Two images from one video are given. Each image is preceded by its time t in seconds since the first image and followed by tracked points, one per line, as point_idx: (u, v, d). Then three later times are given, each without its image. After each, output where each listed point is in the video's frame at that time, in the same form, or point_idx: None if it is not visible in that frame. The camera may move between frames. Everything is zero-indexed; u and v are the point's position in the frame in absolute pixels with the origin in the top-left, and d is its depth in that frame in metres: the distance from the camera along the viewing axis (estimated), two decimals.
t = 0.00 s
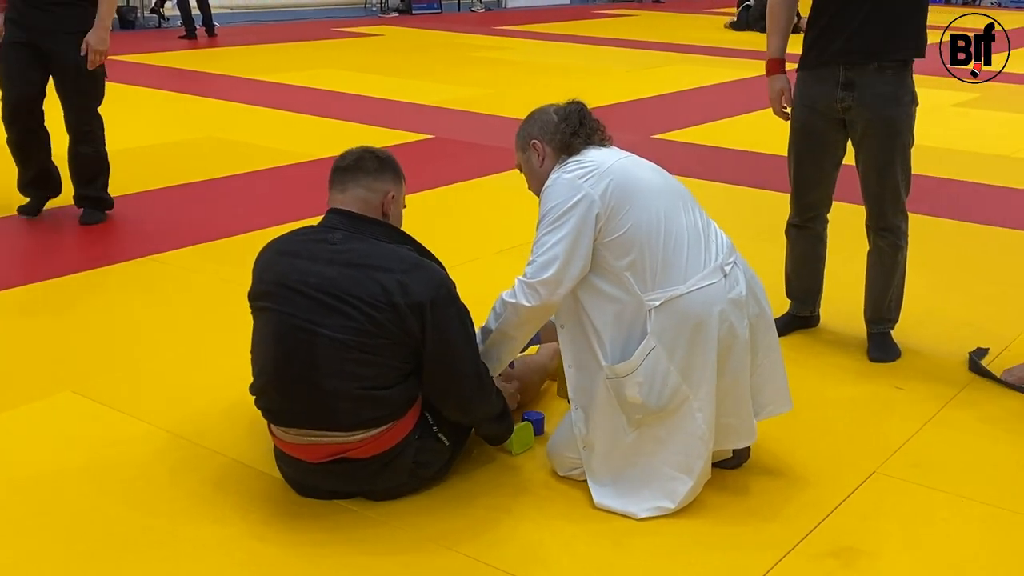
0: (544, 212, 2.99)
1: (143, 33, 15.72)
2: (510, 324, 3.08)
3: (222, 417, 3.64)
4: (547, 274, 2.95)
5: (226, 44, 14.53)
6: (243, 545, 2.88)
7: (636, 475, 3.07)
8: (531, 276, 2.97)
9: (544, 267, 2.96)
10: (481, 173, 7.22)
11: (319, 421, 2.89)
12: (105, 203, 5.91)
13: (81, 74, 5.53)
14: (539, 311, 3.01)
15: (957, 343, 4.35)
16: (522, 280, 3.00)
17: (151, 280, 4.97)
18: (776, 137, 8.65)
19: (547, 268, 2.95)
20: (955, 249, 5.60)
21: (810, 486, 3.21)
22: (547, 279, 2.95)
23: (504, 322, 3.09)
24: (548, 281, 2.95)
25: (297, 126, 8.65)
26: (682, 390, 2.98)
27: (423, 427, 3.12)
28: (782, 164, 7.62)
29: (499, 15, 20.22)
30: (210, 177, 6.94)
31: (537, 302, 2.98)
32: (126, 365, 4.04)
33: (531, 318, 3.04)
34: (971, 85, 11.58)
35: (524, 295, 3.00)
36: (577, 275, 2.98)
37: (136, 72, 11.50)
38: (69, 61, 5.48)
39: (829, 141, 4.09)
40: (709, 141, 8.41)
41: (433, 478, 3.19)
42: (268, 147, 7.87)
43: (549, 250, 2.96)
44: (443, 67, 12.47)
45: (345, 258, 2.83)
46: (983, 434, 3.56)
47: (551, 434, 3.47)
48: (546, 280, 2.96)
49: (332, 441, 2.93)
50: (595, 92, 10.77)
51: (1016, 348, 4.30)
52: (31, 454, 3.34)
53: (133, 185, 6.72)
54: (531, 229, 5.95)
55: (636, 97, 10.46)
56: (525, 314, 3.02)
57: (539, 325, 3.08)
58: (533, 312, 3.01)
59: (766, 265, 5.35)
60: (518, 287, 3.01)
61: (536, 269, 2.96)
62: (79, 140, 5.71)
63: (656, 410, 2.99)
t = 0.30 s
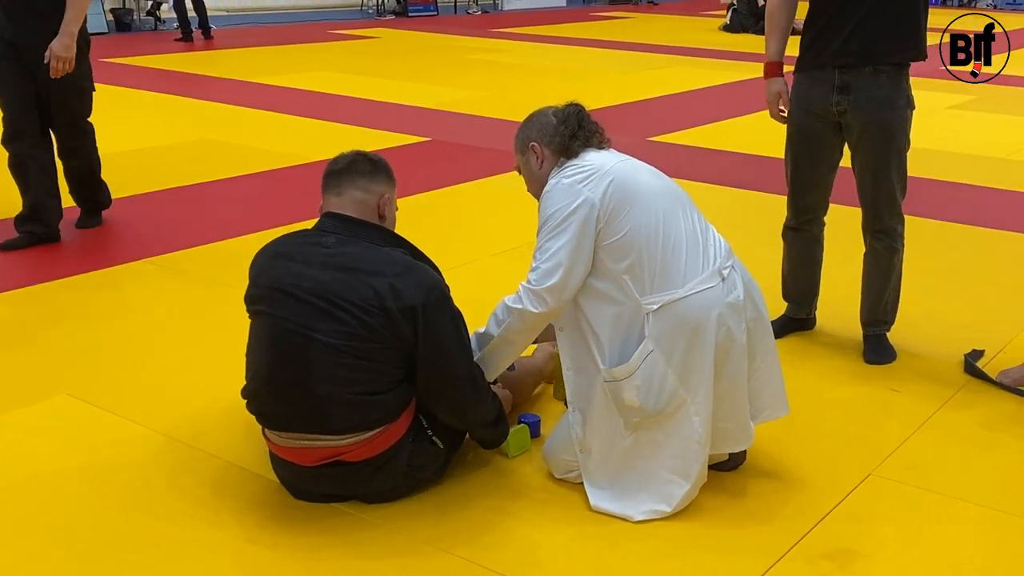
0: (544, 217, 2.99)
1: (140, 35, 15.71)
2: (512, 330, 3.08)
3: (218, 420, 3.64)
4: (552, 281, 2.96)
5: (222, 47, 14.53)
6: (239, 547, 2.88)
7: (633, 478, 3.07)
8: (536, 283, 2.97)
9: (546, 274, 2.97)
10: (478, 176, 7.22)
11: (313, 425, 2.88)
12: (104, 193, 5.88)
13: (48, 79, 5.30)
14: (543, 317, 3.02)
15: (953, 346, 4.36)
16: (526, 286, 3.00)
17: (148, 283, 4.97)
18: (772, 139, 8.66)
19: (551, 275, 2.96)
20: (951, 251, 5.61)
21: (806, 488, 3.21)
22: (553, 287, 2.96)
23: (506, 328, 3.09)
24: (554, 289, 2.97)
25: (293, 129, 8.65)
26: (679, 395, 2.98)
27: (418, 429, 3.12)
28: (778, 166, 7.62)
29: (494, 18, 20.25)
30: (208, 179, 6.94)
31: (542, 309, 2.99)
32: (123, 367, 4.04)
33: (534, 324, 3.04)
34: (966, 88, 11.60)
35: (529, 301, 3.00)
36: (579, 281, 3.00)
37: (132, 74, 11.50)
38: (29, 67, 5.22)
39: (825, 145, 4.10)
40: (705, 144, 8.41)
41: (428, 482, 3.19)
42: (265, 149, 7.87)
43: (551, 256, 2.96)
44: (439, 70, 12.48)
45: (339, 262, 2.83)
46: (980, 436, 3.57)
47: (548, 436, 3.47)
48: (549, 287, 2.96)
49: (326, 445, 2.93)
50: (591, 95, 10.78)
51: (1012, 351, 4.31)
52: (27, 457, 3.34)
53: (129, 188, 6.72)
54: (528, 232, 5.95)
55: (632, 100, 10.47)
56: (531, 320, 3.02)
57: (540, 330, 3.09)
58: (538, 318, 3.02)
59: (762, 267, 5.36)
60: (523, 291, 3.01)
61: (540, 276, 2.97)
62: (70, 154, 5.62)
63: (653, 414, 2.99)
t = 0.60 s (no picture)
0: (542, 219, 3.00)
1: (138, 37, 15.70)
2: (511, 329, 3.08)
3: (215, 422, 3.64)
4: (551, 281, 2.96)
5: (220, 48, 14.52)
6: (234, 549, 2.88)
7: (631, 480, 3.07)
8: (534, 283, 2.97)
9: (544, 274, 2.97)
10: (475, 178, 7.22)
11: (308, 426, 2.89)
12: (85, 226, 5.23)
13: (33, 83, 4.87)
14: (540, 318, 3.02)
15: (950, 348, 4.36)
16: (524, 285, 3.00)
17: (145, 285, 4.97)
18: (769, 141, 8.66)
19: (550, 275, 2.96)
20: (948, 253, 5.61)
21: (802, 489, 3.21)
22: (552, 286, 2.97)
23: (504, 328, 3.08)
24: (552, 289, 2.97)
25: (290, 131, 8.65)
26: (677, 396, 2.98)
27: (409, 431, 3.11)
28: (775, 169, 7.63)
29: (491, 20, 20.26)
30: (206, 181, 6.95)
31: (541, 309, 2.99)
32: (120, 370, 4.03)
33: (531, 325, 3.05)
34: (963, 91, 11.62)
35: (529, 301, 3.00)
36: (578, 282, 3.00)
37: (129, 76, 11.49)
38: (18, 69, 4.85)
39: (822, 146, 4.10)
40: (702, 146, 8.41)
41: (423, 483, 3.19)
42: (262, 152, 7.87)
43: (550, 256, 2.97)
44: (437, 72, 12.48)
45: (330, 262, 2.84)
46: (976, 438, 3.57)
47: (545, 439, 3.47)
48: (547, 288, 2.97)
49: (321, 448, 2.93)
50: (588, 97, 10.78)
51: (1008, 353, 4.31)
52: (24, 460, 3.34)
53: (126, 191, 6.71)
54: (525, 234, 5.95)
55: (630, 102, 10.47)
56: (530, 319, 3.02)
57: (536, 332, 3.09)
58: (535, 318, 3.02)
59: (759, 269, 5.36)
60: (521, 292, 3.01)
61: (539, 276, 2.97)
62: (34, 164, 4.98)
63: (650, 415, 3.00)
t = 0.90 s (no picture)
0: (538, 221, 2.99)
1: (135, 38, 15.69)
2: (506, 332, 3.08)
3: (213, 422, 3.64)
4: (545, 284, 2.96)
5: (218, 50, 14.52)
6: (233, 550, 2.88)
7: (628, 481, 3.08)
8: (530, 286, 2.97)
9: (540, 277, 2.97)
10: (473, 179, 7.22)
11: (308, 426, 2.89)
12: (40, 265, 4.86)
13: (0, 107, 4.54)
14: (537, 320, 3.02)
15: (948, 348, 4.36)
16: (519, 289, 3.01)
17: (143, 286, 4.97)
18: (767, 143, 8.67)
19: (545, 278, 2.96)
20: (945, 255, 5.62)
21: (800, 490, 3.21)
22: (547, 289, 2.97)
23: (500, 330, 3.09)
24: (548, 291, 2.97)
25: (289, 132, 8.65)
26: (674, 396, 2.98)
27: (414, 432, 3.12)
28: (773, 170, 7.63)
29: (489, 22, 20.27)
30: (204, 182, 6.94)
31: (536, 312, 3.00)
32: (118, 371, 4.03)
33: (529, 327, 3.05)
34: (960, 92, 11.63)
35: (524, 305, 3.00)
36: (573, 284, 3.00)
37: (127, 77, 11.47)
38: None
39: (822, 148, 4.11)
40: (701, 147, 8.41)
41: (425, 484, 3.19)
42: (260, 153, 7.86)
43: (545, 260, 2.96)
44: (435, 73, 12.48)
45: (334, 263, 2.83)
46: (974, 439, 3.57)
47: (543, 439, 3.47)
48: (542, 290, 2.97)
49: (322, 448, 2.93)
50: (586, 99, 10.78)
51: (1006, 354, 4.32)
52: (22, 461, 3.33)
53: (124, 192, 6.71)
54: (523, 235, 5.95)
55: (627, 103, 10.48)
56: (526, 323, 3.03)
57: (534, 333, 3.09)
58: (532, 321, 3.02)
59: (757, 270, 5.36)
60: (517, 295, 3.02)
61: (534, 278, 2.97)
62: None
63: (648, 416, 3.00)
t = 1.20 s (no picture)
0: (530, 230, 3.00)
1: (132, 38, 15.68)
2: (502, 338, 3.10)
3: (213, 422, 3.64)
4: (540, 291, 2.97)
5: (217, 50, 14.52)
6: (233, 549, 2.88)
7: (627, 482, 3.08)
8: (524, 294, 2.98)
9: (533, 286, 2.98)
10: (473, 179, 7.23)
11: (311, 423, 2.89)
12: (38, 267, 4.85)
13: None
14: (531, 327, 3.04)
15: (947, 349, 4.37)
16: (514, 297, 3.01)
17: (142, 286, 4.97)
18: (765, 143, 8.68)
19: (539, 286, 2.97)
20: (944, 255, 5.63)
21: (799, 490, 3.22)
22: (540, 298, 2.97)
23: (496, 336, 3.11)
24: (541, 299, 2.98)
25: (287, 132, 8.65)
26: (673, 397, 2.99)
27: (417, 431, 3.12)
28: (772, 171, 7.64)
29: (487, 22, 20.27)
30: (203, 182, 6.95)
31: (531, 320, 3.01)
32: (117, 370, 4.04)
33: (524, 334, 3.07)
34: (959, 92, 11.65)
35: (518, 313, 3.02)
36: (567, 291, 3.00)
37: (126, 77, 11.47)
38: None
39: (819, 148, 4.12)
40: (699, 148, 8.42)
41: (426, 483, 3.19)
42: (259, 153, 7.87)
43: (539, 267, 2.97)
44: (433, 73, 12.49)
45: (348, 260, 2.84)
46: (972, 439, 3.58)
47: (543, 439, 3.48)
48: (534, 300, 2.98)
49: (324, 444, 2.94)
50: (584, 99, 10.80)
51: (1004, 354, 4.33)
52: (21, 461, 3.34)
53: (124, 191, 6.71)
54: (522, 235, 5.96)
55: (626, 104, 10.49)
56: (519, 330, 3.05)
57: (533, 337, 3.10)
58: (526, 328, 3.04)
59: (755, 270, 5.37)
60: (512, 304, 3.03)
61: (528, 287, 2.98)
62: None
63: (648, 417, 3.01)
